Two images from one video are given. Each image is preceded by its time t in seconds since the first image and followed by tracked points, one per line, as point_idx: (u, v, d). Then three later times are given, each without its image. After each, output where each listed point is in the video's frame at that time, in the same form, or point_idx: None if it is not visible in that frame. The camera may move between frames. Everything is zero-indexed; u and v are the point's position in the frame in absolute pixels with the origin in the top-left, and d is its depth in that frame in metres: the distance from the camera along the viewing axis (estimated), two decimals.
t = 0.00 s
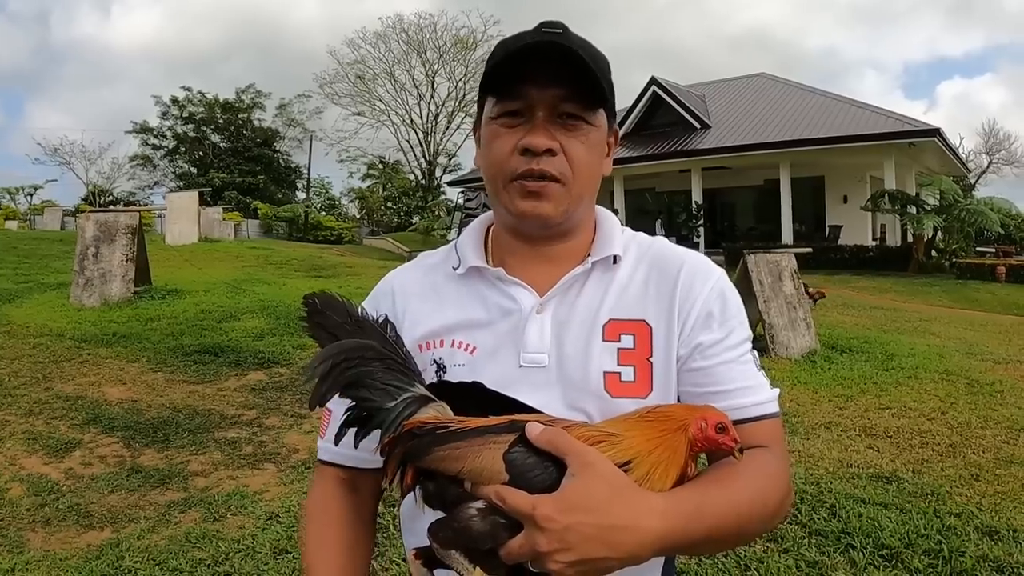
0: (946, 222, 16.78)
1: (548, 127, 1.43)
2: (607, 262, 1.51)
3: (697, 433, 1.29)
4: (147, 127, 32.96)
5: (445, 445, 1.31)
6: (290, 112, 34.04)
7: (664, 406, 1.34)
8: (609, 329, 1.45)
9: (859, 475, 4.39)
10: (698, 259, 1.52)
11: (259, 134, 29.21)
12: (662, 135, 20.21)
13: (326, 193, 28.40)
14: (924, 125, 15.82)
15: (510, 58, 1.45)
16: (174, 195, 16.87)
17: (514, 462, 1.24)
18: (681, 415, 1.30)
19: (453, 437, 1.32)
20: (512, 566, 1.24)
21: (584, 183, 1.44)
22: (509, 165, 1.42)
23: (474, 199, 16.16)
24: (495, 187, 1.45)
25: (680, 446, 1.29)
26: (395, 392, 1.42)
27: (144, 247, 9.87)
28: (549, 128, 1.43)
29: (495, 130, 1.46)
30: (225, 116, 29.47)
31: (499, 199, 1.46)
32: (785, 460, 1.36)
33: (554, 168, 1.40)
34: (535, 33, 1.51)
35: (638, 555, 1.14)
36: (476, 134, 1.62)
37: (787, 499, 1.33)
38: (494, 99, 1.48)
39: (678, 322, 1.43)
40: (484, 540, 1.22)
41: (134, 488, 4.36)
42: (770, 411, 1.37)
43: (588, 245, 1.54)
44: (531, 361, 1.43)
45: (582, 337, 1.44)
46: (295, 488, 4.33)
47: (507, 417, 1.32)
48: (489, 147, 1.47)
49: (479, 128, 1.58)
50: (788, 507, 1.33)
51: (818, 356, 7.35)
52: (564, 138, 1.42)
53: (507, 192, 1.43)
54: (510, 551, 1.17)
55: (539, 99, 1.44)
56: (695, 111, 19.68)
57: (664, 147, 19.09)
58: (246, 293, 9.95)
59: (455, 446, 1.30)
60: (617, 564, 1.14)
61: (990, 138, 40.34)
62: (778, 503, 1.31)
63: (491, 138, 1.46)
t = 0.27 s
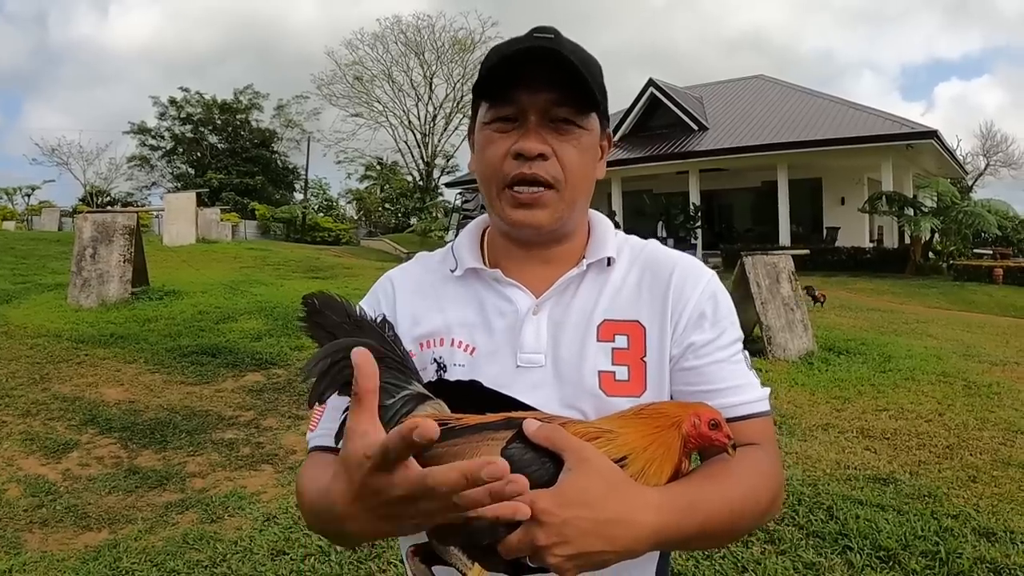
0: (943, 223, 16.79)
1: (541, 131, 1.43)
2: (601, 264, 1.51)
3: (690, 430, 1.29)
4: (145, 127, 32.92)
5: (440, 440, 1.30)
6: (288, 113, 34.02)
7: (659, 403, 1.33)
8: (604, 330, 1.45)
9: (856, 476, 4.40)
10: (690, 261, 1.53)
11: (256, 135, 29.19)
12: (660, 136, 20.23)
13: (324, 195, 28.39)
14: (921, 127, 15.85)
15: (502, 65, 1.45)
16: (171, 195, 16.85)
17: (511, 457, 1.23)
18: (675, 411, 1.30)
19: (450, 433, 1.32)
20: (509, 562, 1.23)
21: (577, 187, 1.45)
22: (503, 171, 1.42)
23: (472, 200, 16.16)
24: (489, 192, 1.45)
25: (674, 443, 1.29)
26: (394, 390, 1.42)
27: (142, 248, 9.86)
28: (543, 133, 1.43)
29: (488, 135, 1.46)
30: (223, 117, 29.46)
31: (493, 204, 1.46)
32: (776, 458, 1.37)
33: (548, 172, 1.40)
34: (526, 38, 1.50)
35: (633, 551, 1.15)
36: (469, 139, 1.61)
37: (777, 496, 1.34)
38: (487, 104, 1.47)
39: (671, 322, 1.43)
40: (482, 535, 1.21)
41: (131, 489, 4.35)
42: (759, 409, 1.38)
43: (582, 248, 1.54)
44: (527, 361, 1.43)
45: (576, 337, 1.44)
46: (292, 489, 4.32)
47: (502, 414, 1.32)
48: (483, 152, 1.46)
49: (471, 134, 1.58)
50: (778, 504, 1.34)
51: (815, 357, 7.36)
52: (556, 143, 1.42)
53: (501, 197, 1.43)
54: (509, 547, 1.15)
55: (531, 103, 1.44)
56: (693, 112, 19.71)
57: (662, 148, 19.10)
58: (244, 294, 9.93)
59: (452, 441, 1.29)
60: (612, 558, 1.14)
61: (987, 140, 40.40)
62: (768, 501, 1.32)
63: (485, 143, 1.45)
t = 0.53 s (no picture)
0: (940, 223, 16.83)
1: (550, 133, 1.42)
2: (600, 263, 1.50)
3: (690, 427, 1.28)
4: (142, 125, 32.85)
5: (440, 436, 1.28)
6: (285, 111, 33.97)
7: (659, 400, 1.33)
8: (602, 328, 1.45)
9: (853, 476, 4.40)
10: (687, 260, 1.53)
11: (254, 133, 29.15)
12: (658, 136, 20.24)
13: (321, 193, 28.37)
14: (918, 127, 15.87)
15: (510, 64, 1.42)
16: (168, 194, 16.82)
17: (512, 455, 1.21)
18: (675, 408, 1.29)
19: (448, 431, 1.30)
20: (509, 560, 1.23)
21: (584, 187, 1.45)
22: (514, 172, 1.41)
23: (470, 199, 16.16)
24: (496, 193, 1.44)
25: (674, 440, 1.29)
26: (393, 387, 1.45)
27: (139, 246, 9.84)
28: (551, 134, 1.42)
29: (495, 135, 1.44)
30: (220, 115, 29.41)
31: (500, 204, 1.45)
32: (772, 455, 1.38)
33: (557, 174, 1.40)
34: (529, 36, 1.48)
35: (634, 548, 1.15)
36: (468, 135, 1.59)
37: (774, 494, 1.35)
38: (493, 102, 1.45)
39: (670, 320, 1.43)
40: (485, 533, 1.21)
41: (128, 487, 4.34)
42: (756, 407, 1.39)
43: (581, 246, 1.54)
44: (527, 359, 1.43)
45: (576, 336, 1.44)
46: (290, 488, 4.32)
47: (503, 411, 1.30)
48: (489, 152, 1.45)
49: (472, 131, 1.55)
50: (775, 501, 1.35)
51: (812, 357, 7.37)
52: (565, 144, 1.42)
53: (510, 198, 1.43)
54: (512, 545, 1.15)
55: (540, 104, 1.42)
56: (690, 112, 19.72)
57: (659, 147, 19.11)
58: (241, 292, 9.91)
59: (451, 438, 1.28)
60: (615, 555, 1.14)
61: (984, 141, 40.45)
62: (765, 498, 1.33)
63: (492, 144, 1.44)
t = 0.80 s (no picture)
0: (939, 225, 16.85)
1: (557, 132, 1.42)
2: (602, 264, 1.51)
3: (692, 432, 1.28)
4: (141, 126, 32.86)
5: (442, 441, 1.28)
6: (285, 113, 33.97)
7: (661, 405, 1.33)
8: (605, 330, 1.45)
9: (852, 477, 4.40)
10: (689, 263, 1.53)
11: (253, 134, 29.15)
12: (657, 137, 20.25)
13: (321, 194, 28.37)
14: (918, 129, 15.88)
15: (516, 65, 1.41)
16: (167, 194, 16.80)
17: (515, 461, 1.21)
18: (677, 414, 1.29)
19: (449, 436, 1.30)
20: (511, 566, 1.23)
21: (591, 188, 1.45)
22: (523, 173, 1.40)
23: (469, 200, 16.16)
24: (505, 195, 1.43)
25: (677, 445, 1.28)
26: (396, 391, 1.44)
27: (138, 246, 9.85)
28: (558, 133, 1.42)
29: (502, 136, 1.43)
30: (220, 116, 29.42)
31: (507, 205, 1.44)
32: (774, 456, 1.39)
33: (567, 174, 1.41)
34: (530, 37, 1.48)
35: (637, 554, 1.16)
36: (468, 137, 1.58)
37: (776, 495, 1.36)
38: (498, 103, 1.44)
39: (672, 324, 1.43)
40: (486, 539, 1.21)
41: (127, 488, 4.34)
42: (758, 409, 1.39)
43: (584, 248, 1.54)
44: (529, 363, 1.43)
45: (580, 339, 1.44)
46: (289, 489, 4.32)
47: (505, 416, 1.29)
48: (495, 153, 1.44)
49: (474, 133, 1.54)
50: (777, 503, 1.35)
51: (811, 358, 7.38)
52: (573, 144, 1.43)
53: (519, 200, 1.42)
54: (514, 551, 1.16)
55: (547, 104, 1.42)
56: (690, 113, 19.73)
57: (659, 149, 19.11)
58: (241, 293, 9.91)
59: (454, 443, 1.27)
60: (618, 561, 1.15)
61: (983, 142, 40.50)
62: (768, 501, 1.33)
63: (499, 145, 1.43)
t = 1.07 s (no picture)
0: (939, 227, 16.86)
1: (559, 133, 1.43)
2: (605, 266, 1.51)
3: (695, 435, 1.28)
4: (142, 128, 32.87)
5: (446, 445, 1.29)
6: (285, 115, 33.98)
7: (664, 408, 1.33)
8: (608, 333, 1.45)
9: (852, 479, 4.40)
10: (692, 263, 1.53)
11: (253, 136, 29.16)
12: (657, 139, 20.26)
13: (320, 197, 28.38)
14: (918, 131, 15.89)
15: (517, 67, 1.42)
16: (167, 196, 16.81)
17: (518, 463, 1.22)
18: (680, 417, 1.30)
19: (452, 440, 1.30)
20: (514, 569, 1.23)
21: (594, 189, 1.46)
22: (527, 174, 1.41)
23: (469, 202, 16.16)
24: (507, 198, 1.43)
25: (680, 448, 1.29)
26: (398, 396, 1.44)
27: (138, 248, 9.84)
28: (560, 134, 1.43)
29: (504, 138, 1.43)
30: (220, 118, 29.42)
31: (510, 208, 1.44)
32: (778, 458, 1.39)
33: (571, 174, 1.41)
34: (529, 39, 1.48)
35: (639, 555, 1.17)
36: (470, 142, 1.58)
37: (780, 495, 1.36)
38: (499, 107, 1.44)
39: (675, 327, 1.44)
40: (489, 543, 1.21)
41: (128, 490, 4.34)
42: (762, 412, 1.38)
43: (586, 250, 1.54)
44: (532, 366, 1.44)
45: (582, 342, 1.44)
46: (289, 491, 4.32)
47: (508, 419, 1.29)
48: (498, 155, 1.44)
49: (475, 138, 1.54)
50: (780, 505, 1.35)
51: (811, 360, 7.38)
52: (576, 145, 1.43)
53: (523, 202, 1.42)
54: (517, 555, 1.17)
55: (548, 105, 1.42)
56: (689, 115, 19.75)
57: (659, 151, 19.12)
58: (241, 295, 9.92)
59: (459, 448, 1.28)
60: (621, 564, 1.16)
61: (984, 143, 40.52)
62: (771, 502, 1.33)
63: (502, 147, 1.43)
